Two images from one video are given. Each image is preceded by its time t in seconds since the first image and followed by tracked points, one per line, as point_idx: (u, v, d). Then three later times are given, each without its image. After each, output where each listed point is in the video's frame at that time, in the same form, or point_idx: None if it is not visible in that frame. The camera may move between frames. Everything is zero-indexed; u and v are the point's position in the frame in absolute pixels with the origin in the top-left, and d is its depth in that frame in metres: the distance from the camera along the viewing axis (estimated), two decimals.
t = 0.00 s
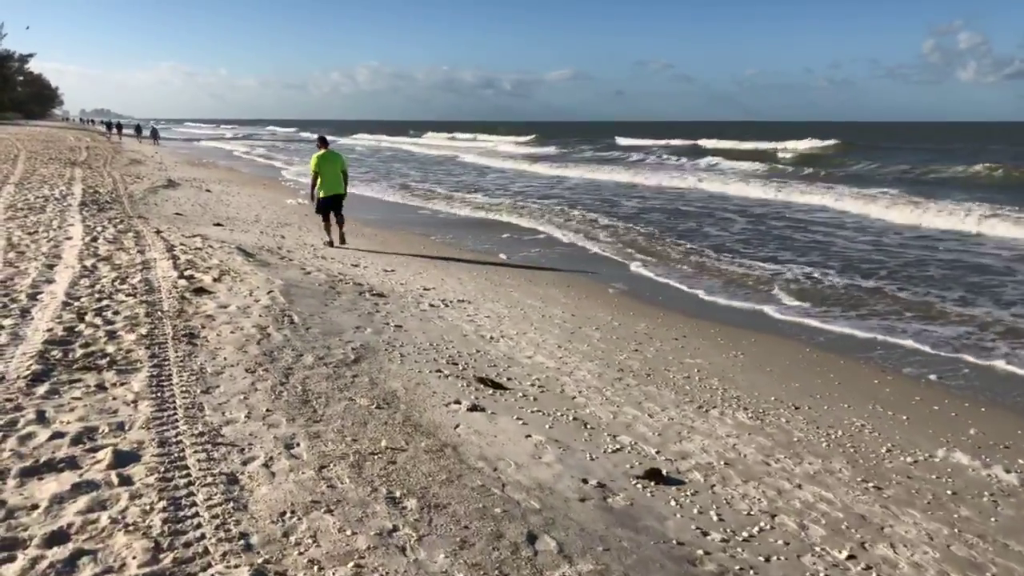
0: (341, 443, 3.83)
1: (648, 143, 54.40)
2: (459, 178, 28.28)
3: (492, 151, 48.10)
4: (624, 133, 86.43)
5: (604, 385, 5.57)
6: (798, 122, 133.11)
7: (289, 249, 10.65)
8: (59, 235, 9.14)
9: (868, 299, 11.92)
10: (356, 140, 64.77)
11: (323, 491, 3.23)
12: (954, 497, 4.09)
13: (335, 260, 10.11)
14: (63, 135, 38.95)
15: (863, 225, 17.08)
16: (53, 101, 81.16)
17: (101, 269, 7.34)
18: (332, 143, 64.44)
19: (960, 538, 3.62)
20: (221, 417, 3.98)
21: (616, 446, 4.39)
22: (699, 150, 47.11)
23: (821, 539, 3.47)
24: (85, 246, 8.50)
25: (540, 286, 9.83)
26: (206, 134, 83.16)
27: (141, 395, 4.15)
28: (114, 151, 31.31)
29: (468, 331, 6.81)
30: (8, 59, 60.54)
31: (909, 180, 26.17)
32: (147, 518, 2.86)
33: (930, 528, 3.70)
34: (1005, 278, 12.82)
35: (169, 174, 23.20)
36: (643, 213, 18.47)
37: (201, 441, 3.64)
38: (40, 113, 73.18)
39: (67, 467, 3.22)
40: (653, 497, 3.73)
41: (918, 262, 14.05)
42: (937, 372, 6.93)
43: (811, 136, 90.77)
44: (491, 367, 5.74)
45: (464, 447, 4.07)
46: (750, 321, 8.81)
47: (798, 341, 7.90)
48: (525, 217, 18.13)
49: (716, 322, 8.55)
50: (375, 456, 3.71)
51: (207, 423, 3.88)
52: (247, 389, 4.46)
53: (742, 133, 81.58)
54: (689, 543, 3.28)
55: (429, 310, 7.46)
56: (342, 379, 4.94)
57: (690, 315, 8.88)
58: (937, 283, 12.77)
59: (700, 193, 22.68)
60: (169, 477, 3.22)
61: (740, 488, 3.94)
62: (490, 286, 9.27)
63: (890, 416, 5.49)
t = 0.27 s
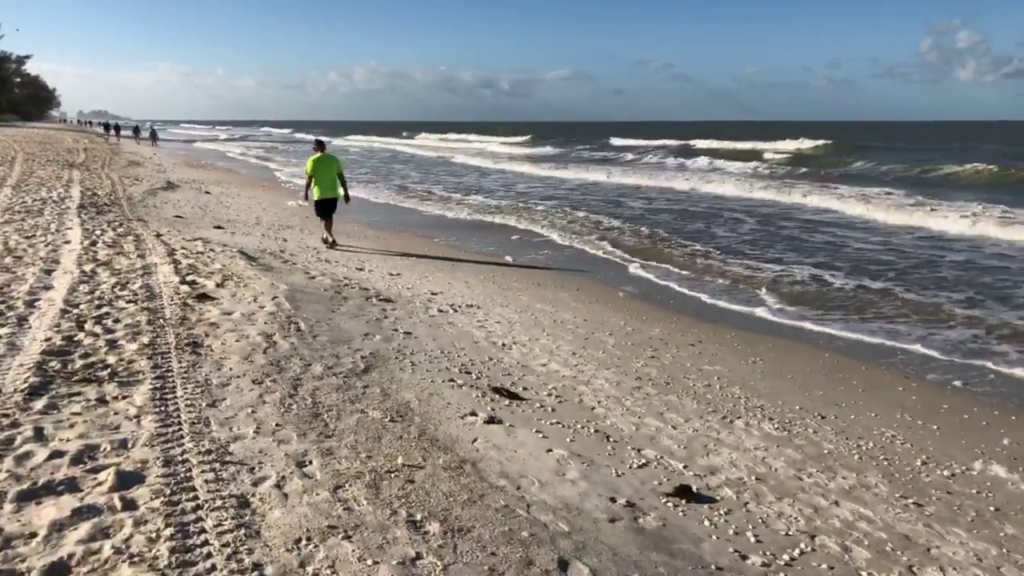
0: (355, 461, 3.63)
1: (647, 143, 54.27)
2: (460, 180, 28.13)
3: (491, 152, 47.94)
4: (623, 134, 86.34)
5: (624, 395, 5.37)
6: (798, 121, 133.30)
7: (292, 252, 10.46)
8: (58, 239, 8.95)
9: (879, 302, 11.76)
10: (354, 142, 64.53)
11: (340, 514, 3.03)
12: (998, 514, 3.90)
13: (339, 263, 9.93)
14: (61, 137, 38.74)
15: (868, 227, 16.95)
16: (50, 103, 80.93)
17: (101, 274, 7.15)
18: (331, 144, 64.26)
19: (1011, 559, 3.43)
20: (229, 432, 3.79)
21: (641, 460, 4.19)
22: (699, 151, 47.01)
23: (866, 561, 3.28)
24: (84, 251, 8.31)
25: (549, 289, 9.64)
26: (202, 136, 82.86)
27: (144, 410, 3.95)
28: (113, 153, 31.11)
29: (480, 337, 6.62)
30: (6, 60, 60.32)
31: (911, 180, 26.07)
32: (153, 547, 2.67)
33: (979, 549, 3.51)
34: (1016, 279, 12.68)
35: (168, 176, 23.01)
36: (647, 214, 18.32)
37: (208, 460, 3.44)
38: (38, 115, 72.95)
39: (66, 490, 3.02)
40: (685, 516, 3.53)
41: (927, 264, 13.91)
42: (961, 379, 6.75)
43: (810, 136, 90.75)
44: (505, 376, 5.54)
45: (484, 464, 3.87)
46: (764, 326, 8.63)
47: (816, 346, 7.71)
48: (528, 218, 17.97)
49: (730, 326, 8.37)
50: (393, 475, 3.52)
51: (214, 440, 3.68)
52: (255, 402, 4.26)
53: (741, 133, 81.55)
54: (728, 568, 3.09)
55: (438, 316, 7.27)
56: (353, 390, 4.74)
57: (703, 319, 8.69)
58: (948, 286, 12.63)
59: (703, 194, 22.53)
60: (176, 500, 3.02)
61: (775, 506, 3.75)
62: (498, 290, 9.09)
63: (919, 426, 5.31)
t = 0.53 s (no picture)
0: (385, 481, 3.45)
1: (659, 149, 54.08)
2: (473, 185, 28.03)
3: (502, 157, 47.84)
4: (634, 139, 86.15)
5: (656, 409, 5.17)
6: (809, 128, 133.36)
7: (307, 257, 10.32)
8: (72, 244, 8.84)
9: (903, 311, 11.53)
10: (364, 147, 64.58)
11: (373, 541, 2.86)
12: None
13: (355, 269, 9.78)
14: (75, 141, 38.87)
15: (888, 234, 16.70)
16: (64, 108, 81.55)
17: (115, 280, 7.00)
18: (342, 149, 64.46)
19: None
20: (252, 449, 3.61)
21: (680, 480, 4.00)
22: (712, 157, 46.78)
23: None
24: (99, 256, 8.19)
25: (569, 296, 9.45)
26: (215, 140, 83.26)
27: (162, 424, 3.78)
28: (126, 157, 31.20)
29: (503, 346, 6.42)
30: (20, 65, 60.78)
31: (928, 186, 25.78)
32: None
33: None
34: None
35: (181, 180, 22.99)
36: (663, 219, 18.13)
37: (231, 479, 3.26)
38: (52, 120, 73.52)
39: (83, 512, 2.85)
40: (734, 543, 3.33)
41: (951, 272, 13.65)
42: (1000, 392, 6.51)
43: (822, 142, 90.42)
44: (532, 387, 5.35)
45: (518, 484, 3.68)
46: (791, 335, 8.41)
47: (848, 357, 7.48)
48: (543, 224, 17.80)
49: (758, 336, 8.14)
50: (424, 497, 3.33)
51: (236, 458, 3.50)
52: (277, 416, 4.09)
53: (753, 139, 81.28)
54: None
55: (459, 324, 7.09)
56: (378, 403, 4.56)
57: (730, 328, 8.47)
58: (973, 294, 12.38)
59: (718, 200, 22.31)
60: (200, 525, 2.84)
61: (828, 531, 3.54)
62: (518, 298, 8.91)
63: (966, 443, 5.09)
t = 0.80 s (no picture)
0: (415, 501, 3.28)
1: (669, 150, 53.85)
2: (484, 187, 27.88)
3: (511, 158, 47.71)
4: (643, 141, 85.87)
5: (688, 422, 4.98)
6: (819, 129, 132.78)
7: (321, 260, 10.17)
8: (84, 246, 8.72)
9: (927, 316, 11.30)
10: (374, 148, 64.63)
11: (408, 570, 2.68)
12: None
13: (370, 273, 9.63)
14: (86, 143, 38.89)
15: (907, 237, 16.46)
16: (75, 109, 81.84)
17: (129, 284, 6.86)
18: (351, 150, 64.40)
19: None
20: (275, 467, 3.44)
21: (721, 498, 3.81)
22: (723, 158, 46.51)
23: None
24: (112, 259, 8.06)
25: (588, 301, 9.27)
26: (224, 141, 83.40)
27: (180, 439, 3.62)
28: (136, 158, 31.16)
29: (526, 353, 6.25)
30: (31, 66, 60.97)
31: (945, 187, 25.49)
32: None
33: None
34: None
35: (193, 181, 22.90)
36: (678, 222, 17.93)
37: (254, 499, 3.09)
38: (63, 121, 73.78)
39: (100, 537, 2.69)
40: (785, 569, 3.14)
41: (973, 276, 13.42)
42: None
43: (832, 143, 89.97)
44: (559, 398, 5.17)
45: (554, 503, 3.50)
46: (818, 342, 8.20)
47: (878, 365, 7.27)
48: (556, 226, 17.63)
49: (784, 343, 7.94)
50: (458, 519, 3.16)
51: (258, 475, 3.34)
52: (299, 429, 3.93)
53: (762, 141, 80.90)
54: None
55: (479, 329, 6.92)
56: (403, 415, 4.39)
57: (754, 334, 8.27)
58: (997, 299, 12.15)
59: (732, 202, 22.10)
60: (224, 551, 2.68)
61: (883, 556, 3.35)
62: (537, 302, 8.73)
63: (1012, 458, 4.88)
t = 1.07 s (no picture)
0: (438, 528, 3.10)
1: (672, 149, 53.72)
2: (486, 188, 27.73)
3: (513, 158, 47.65)
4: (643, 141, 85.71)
5: (713, 436, 4.81)
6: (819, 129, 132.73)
7: (326, 264, 10.01)
8: (85, 251, 8.54)
9: (941, 320, 11.14)
10: (375, 149, 64.39)
11: None
12: None
13: (376, 277, 9.45)
14: (86, 144, 38.70)
15: (916, 238, 16.30)
16: (75, 109, 81.69)
17: (131, 291, 6.68)
18: (352, 151, 64.22)
19: None
20: (289, 491, 3.27)
21: (755, 520, 3.63)
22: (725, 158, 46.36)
23: None
24: (114, 264, 7.89)
25: (599, 306, 9.09)
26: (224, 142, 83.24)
27: (188, 460, 3.44)
28: (137, 159, 30.99)
29: (540, 363, 6.07)
30: (31, 67, 60.80)
31: (950, 187, 25.34)
32: None
33: None
34: None
35: (194, 183, 22.74)
36: (685, 224, 17.76)
37: (269, 528, 2.92)
38: (63, 121, 73.61)
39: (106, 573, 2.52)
40: None
41: (984, 279, 13.26)
42: None
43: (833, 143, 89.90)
44: (577, 410, 5.00)
45: (582, 528, 3.33)
46: (835, 347, 8.03)
47: (899, 372, 7.10)
48: (561, 228, 17.47)
49: (801, 349, 7.76)
50: (484, 548, 2.99)
51: (271, 500, 3.17)
52: (312, 447, 3.75)
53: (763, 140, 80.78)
54: None
55: (491, 337, 6.74)
56: (419, 431, 4.21)
57: (770, 340, 8.10)
58: (1011, 301, 11.99)
59: (737, 203, 21.92)
60: None
61: None
62: (547, 308, 8.56)
63: None
